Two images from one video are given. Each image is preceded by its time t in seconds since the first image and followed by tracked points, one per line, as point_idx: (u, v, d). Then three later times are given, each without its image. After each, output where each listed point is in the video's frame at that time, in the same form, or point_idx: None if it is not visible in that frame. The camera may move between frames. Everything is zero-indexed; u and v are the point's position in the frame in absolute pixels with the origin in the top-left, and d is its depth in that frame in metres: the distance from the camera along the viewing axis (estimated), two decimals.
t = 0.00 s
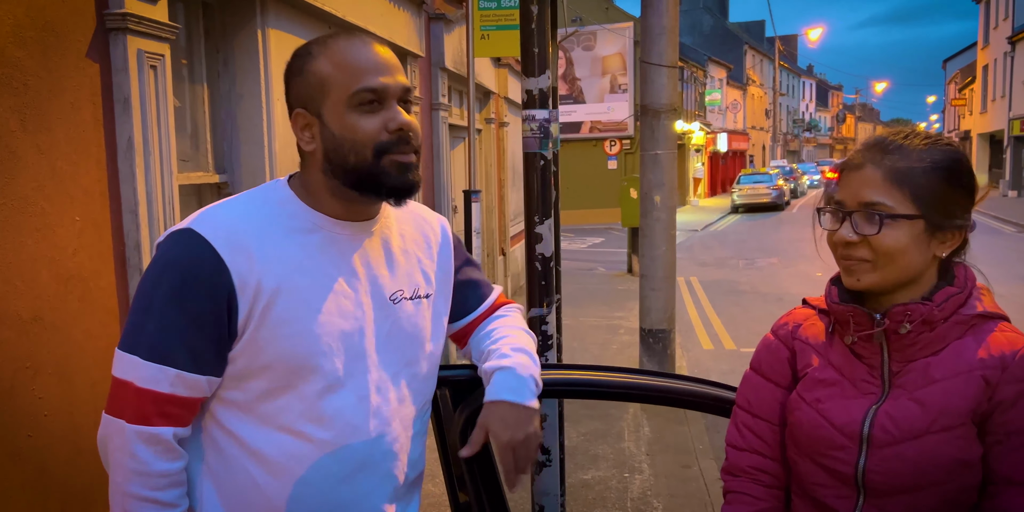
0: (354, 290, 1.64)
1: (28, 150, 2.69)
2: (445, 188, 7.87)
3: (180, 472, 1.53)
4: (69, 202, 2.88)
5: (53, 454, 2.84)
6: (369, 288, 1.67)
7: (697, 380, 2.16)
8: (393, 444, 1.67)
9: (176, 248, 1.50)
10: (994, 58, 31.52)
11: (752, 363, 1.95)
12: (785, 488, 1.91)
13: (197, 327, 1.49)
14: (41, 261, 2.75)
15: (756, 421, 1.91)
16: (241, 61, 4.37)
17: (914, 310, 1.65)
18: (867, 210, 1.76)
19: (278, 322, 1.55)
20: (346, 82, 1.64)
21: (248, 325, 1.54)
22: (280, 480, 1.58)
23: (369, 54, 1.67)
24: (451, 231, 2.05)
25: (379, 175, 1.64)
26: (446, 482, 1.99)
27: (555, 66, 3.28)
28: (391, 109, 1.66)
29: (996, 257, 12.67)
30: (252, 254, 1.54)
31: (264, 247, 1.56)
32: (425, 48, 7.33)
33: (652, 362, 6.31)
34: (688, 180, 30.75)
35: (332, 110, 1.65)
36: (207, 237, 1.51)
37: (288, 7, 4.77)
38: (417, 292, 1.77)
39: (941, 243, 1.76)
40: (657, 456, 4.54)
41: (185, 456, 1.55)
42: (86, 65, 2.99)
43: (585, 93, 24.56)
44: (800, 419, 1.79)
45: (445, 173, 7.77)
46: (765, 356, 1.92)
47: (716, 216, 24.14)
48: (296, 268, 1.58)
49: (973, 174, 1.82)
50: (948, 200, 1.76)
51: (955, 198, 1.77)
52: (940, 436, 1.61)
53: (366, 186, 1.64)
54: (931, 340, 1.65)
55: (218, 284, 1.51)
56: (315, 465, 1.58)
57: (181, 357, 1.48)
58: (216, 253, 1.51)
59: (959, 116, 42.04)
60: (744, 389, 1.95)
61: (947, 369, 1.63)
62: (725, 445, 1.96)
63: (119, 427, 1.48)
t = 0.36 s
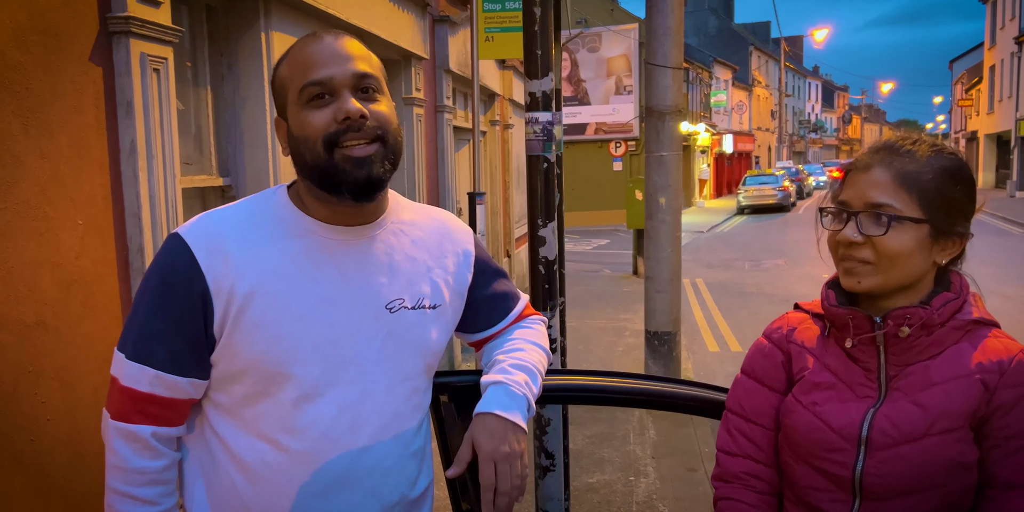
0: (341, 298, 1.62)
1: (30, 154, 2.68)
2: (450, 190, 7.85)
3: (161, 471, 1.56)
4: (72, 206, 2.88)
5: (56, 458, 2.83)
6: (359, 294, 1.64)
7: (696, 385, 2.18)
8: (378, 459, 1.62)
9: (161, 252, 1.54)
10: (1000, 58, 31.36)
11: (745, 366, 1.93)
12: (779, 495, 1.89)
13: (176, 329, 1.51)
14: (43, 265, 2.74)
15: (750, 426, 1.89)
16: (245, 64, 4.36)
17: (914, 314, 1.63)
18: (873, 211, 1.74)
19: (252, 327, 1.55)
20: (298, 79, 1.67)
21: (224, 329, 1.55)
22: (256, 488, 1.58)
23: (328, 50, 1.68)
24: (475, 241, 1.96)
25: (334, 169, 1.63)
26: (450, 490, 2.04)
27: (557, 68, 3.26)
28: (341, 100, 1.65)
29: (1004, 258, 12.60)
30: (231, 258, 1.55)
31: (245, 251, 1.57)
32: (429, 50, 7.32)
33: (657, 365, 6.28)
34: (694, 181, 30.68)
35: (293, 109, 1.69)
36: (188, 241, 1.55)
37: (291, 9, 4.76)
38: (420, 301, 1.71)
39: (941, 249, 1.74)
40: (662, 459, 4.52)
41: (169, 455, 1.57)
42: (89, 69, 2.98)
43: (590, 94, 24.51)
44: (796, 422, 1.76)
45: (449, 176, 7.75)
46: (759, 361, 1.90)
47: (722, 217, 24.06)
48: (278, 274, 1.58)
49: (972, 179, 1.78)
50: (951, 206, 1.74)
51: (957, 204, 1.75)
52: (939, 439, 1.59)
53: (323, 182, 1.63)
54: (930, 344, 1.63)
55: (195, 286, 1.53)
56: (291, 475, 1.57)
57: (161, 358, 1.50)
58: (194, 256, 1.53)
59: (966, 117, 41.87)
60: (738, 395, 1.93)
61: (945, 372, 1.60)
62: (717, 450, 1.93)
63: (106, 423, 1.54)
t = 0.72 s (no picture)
0: (350, 299, 1.62)
1: (36, 156, 2.70)
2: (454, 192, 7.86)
3: (172, 470, 1.56)
4: (77, 208, 2.89)
5: (61, 459, 2.84)
6: (368, 296, 1.64)
7: (704, 387, 2.17)
8: (386, 460, 1.63)
9: (172, 252, 1.55)
10: (1006, 59, 31.25)
11: (745, 372, 1.93)
12: (780, 498, 1.89)
13: (185, 329, 1.51)
14: (48, 267, 2.75)
15: (751, 432, 1.88)
16: (250, 66, 4.37)
17: (909, 317, 1.62)
18: (870, 213, 1.74)
19: (261, 328, 1.55)
20: (293, 87, 1.68)
21: (234, 330, 1.55)
22: (265, 488, 1.58)
23: (326, 54, 1.68)
24: (486, 243, 1.96)
25: (331, 176, 1.63)
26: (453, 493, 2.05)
27: (561, 71, 3.26)
28: (334, 107, 1.65)
29: (1009, 259, 12.54)
30: (240, 259, 1.56)
31: (254, 253, 1.57)
32: (433, 52, 7.33)
33: (662, 367, 6.27)
34: (699, 183, 30.65)
35: (290, 117, 1.70)
36: (199, 241, 1.55)
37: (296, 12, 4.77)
38: (429, 303, 1.71)
39: (937, 252, 1.73)
40: (667, 461, 4.51)
41: (181, 454, 1.58)
42: (94, 72, 3.00)
43: (594, 96, 24.49)
44: (795, 427, 1.76)
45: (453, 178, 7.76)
46: (758, 367, 1.90)
47: (727, 219, 24.03)
48: (287, 275, 1.58)
49: (962, 182, 1.79)
50: (949, 208, 1.74)
51: (954, 208, 1.75)
52: (936, 441, 1.59)
53: (323, 189, 1.63)
54: (925, 347, 1.63)
55: (205, 287, 1.53)
56: (299, 476, 1.58)
57: (171, 359, 1.51)
58: (204, 257, 1.54)
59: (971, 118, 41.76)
60: (739, 401, 1.92)
61: (941, 375, 1.60)
62: (719, 456, 1.93)
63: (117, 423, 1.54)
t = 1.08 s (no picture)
0: (359, 295, 1.62)
1: (40, 158, 2.70)
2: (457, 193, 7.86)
3: (185, 471, 1.54)
4: (82, 209, 2.90)
5: (65, 460, 2.84)
6: (377, 291, 1.64)
7: (708, 388, 2.16)
8: (401, 453, 1.63)
9: (180, 253, 1.54)
10: (1009, 60, 31.20)
11: (753, 373, 1.92)
12: (788, 499, 1.88)
13: (195, 329, 1.51)
14: (52, 269, 2.76)
15: (758, 432, 1.88)
16: (254, 68, 4.38)
17: (916, 317, 1.62)
18: (878, 216, 1.73)
19: (272, 325, 1.55)
20: (301, 88, 1.68)
21: (245, 328, 1.55)
22: (281, 485, 1.58)
23: (337, 57, 1.68)
24: (484, 243, 2.00)
25: (337, 177, 1.63)
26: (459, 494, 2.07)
27: (565, 72, 3.25)
28: (343, 111, 1.65)
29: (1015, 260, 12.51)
30: (249, 257, 1.55)
31: (263, 251, 1.57)
32: (437, 54, 7.34)
33: (665, 368, 6.27)
34: (702, 185, 30.64)
35: (298, 119, 1.69)
36: (207, 241, 1.55)
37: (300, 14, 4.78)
38: (435, 297, 1.72)
39: (945, 256, 1.72)
40: (671, 463, 4.50)
41: (193, 456, 1.55)
42: (99, 74, 3.00)
43: (598, 97, 24.51)
44: (802, 428, 1.75)
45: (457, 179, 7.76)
46: (766, 367, 1.89)
47: (731, 220, 24.01)
48: (295, 271, 1.58)
49: (972, 184, 1.77)
50: (956, 211, 1.73)
51: (961, 210, 1.74)
52: (943, 441, 1.58)
53: (328, 190, 1.64)
54: (932, 347, 1.62)
55: (214, 286, 1.53)
56: (316, 471, 1.57)
57: (182, 359, 1.50)
58: (213, 256, 1.53)
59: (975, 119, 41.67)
60: (746, 401, 1.92)
61: (947, 375, 1.59)
62: (727, 456, 1.93)
63: (128, 425, 1.52)
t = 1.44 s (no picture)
0: (371, 297, 1.63)
1: (45, 159, 2.71)
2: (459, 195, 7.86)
3: (203, 483, 1.53)
4: (87, 210, 2.90)
5: (70, 461, 2.84)
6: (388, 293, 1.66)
7: (712, 388, 2.16)
8: (416, 454, 1.65)
9: (190, 258, 1.52)
10: (1012, 62, 31.14)
11: (755, 372, 1.93)
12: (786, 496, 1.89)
13: (209, 336, 1.50)
14: (57, 270, 2.76)
15: (755, 428, 1.90)
16: (257, 69, 4.38)
17: (918, 319, 1.61)
18: (887, 217, 1.73)
19: (288, 329, 1.55)
20: (309, 89, 1.68)
21: (259, 332, 1.55)
22: (299, 490, 1.57)
23: (344, 57, 1.68)
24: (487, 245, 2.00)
25: (349, 179, 1.64)
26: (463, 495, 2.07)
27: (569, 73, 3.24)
28: (353, 112, 1.66)
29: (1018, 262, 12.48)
30: (262, 261, 1.55)
31: (276, 255, 1.57)
32: (439, 55, 7.34)
33: (668, 370, 6.27)
34: (704, 186, 30.61)
35: (306, 119, 1.70)
36: (218, 247, 1.54)
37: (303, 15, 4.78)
38: (443, 298, 1.74)
39: (952, 259, 1.72)
40: (674, 464, 4.49)
41: (209, 467, 1.55)
42: (103, 75, 3.01)
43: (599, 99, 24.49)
44: (805, 429, 1.75)
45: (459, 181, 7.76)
46: (768, 367, 1.89)
47: (733, 222, 23.99)
48: (308, 274, 1.59)
49: (984, 187, 1.77)
50: (966, 215, 1.73)
51: (971, 214, 1.74)
52: (945, 442, 1.58)
53: (339, 191, 1.64)
54: (936, 349, 1.62)
55: (227, 291, 1.52)
56: (335, 474, 1.58)
57: (196, 366, 1.49)
58: (225, 261, 1.53)
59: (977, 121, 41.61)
60: (746, 399, 1.93)
61: (951, 377, 1.59)
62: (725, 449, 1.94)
63: (141, 439, 1.50)
